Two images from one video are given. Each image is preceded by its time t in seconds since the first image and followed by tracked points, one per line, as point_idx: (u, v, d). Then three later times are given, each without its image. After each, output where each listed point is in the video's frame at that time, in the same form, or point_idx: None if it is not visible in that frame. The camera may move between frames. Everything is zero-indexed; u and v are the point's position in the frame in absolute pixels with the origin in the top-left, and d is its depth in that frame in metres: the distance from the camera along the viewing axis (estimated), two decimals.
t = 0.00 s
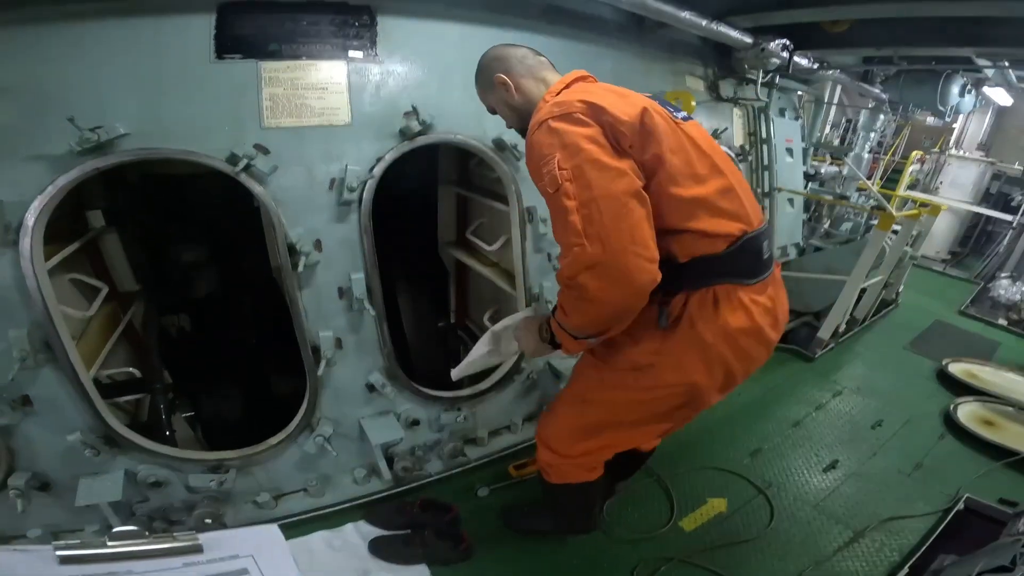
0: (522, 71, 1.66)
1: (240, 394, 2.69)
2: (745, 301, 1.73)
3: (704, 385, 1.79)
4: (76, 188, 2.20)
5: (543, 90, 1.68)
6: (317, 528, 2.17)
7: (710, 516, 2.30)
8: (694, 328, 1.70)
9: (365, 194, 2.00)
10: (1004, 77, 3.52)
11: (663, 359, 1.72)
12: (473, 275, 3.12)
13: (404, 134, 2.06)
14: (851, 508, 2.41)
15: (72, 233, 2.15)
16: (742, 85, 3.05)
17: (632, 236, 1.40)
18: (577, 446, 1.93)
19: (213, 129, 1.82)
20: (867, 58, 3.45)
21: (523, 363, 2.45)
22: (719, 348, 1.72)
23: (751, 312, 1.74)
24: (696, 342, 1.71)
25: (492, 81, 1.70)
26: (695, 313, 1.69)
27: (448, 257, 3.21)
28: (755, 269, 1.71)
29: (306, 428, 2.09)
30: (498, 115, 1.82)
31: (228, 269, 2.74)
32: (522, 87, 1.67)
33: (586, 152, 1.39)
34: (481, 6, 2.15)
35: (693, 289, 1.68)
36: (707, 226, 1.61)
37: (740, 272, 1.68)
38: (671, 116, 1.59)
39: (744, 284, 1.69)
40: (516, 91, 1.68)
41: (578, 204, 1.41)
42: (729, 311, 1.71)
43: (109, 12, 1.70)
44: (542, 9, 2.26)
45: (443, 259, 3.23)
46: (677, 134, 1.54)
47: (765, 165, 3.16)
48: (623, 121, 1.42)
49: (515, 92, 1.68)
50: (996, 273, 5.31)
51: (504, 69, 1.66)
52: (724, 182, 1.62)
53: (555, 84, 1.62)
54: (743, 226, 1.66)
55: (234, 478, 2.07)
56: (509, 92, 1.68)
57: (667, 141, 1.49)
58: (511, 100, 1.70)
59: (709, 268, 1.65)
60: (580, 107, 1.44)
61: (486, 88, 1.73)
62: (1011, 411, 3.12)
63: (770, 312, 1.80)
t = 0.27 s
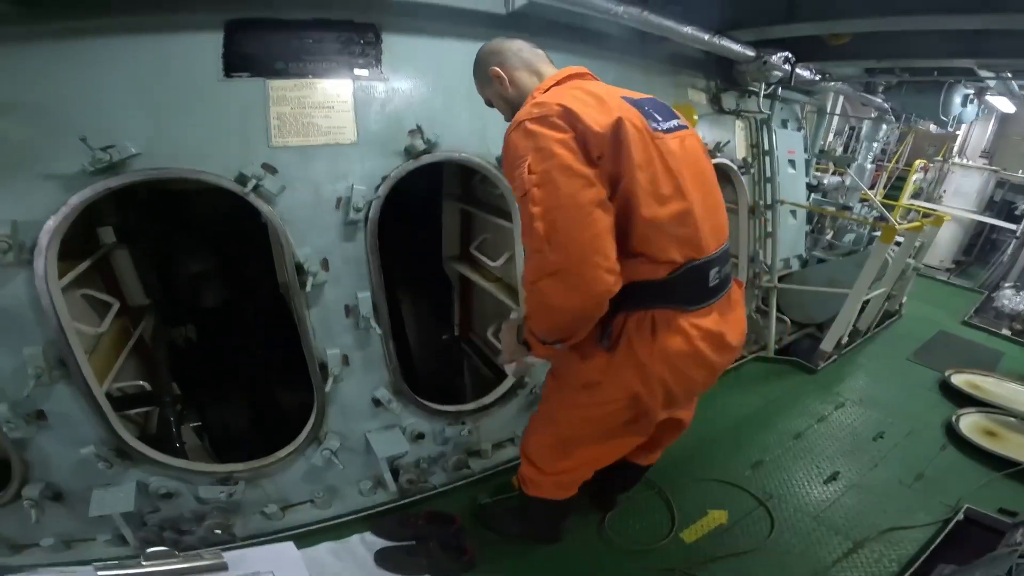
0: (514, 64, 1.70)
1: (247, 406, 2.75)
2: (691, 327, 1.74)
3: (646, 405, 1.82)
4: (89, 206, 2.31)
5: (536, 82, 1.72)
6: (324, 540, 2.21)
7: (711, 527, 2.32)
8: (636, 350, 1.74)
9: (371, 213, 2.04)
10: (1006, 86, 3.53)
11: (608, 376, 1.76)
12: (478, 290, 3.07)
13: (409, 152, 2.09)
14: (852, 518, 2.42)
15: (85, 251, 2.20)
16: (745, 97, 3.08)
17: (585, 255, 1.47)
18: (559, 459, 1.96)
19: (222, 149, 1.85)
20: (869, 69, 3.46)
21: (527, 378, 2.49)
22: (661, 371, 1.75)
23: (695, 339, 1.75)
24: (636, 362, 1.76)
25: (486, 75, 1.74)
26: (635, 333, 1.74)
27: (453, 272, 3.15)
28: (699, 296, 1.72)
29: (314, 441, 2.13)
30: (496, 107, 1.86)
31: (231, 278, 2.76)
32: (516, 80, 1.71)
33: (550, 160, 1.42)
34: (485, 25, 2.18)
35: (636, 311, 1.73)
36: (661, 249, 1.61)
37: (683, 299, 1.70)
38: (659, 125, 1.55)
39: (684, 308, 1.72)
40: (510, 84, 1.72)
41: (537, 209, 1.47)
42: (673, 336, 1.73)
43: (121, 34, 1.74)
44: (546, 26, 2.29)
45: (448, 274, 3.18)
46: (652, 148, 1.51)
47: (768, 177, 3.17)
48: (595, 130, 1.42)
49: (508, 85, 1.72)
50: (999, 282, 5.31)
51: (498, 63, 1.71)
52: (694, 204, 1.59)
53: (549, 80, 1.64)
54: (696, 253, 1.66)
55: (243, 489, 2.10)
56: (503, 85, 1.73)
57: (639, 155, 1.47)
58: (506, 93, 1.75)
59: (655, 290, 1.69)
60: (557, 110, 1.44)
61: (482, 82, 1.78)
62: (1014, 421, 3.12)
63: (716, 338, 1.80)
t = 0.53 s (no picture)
0: (493, 53, 1.68)
1: (253, 414, 2.82)
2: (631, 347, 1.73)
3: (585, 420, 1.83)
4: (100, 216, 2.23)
5: (516, 70, 1.69)
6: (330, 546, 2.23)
7: (715, 534, 2.33)
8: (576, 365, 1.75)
9: (378, 224, 2.06)
10: (1011, 91, 3.54)
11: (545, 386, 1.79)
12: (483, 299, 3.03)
13: (416, 163, 2.11)
14: (855, 525, 2.43)
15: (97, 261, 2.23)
16: (749, 104, 3.10)
17: (513, 267, 1.49)
18: (536, 468, 1.95)
19: (232, 160, 1.88)
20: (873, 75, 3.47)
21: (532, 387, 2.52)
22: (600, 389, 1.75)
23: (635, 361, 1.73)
24: (574, 374, 1.77)
25: (468, 65, 1.73)
26: (572, 346, 1.77)
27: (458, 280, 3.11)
28: (640, 317, 1.72)
29: (321, 449, 2.16)
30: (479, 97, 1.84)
31: (239, 289, 2.85)
32: (495, 69, 1.69)
33: (488, 174, 1.41)
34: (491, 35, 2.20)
35: (576, 323, 1.77)
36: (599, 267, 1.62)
37: (623, 318, 1.70)
38: (621, 138, 1.49)
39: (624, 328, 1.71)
40: (491, 74, 1.70)
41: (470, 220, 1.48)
42: (613, 356, 1.73)
43: (133, 47, 1.77)
44: (551, 37, 2.31)
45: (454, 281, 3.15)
46: (604, 165, 1.46)
47: (771, 184, 3.19)
48: (539, 148, 1.37)
49: (489, 75, 1.70)
50: (1005, 288, 5.31)
51: (479, 53, 1.69)
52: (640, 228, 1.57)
53: (524, 75, 1.60)
54: (637, 273, 1.66)
55: (251, 496, 2.13)
56: (483, 74, 1.71)
57: (586, 172, 1.43)
58: (487, 83, 1.73)
59: (599, 307, 1.70)
60: (508, 118, 1.41)
61: (465, 73, 1.76)
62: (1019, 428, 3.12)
63: (660, 360, 1.78)
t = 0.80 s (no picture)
0: (496, 46, 1.64)
1: (256, 418, 2.82)
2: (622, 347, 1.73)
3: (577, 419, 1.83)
4: (108, 224, 2.34)
5: (518, 65, 1.65)
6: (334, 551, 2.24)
7: (718, 539, 2.33)
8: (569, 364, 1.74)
9: (384, 231, 2.07)
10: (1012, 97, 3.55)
11: (537, 384, 1.78)
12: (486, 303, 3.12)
13: (421, 170, 2.12)
14: (857, 530, 2.43)
15: (105, 267, 2.34)
16: (751, 111, 3.11)
17: (504, 267, 1.54)
18: (542, 474, 1.94)
19: (238, 167, 1.89)
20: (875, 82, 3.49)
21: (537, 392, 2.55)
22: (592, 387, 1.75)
23: (626, 360, 1.74)
24: (565, 373, 1.76)
25: (471, 57, 1.69)
26: (566, 345, 1.74)
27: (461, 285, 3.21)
28: (630, 319, 1.72)
29: (325, 454, 2.17)
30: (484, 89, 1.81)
31: (242, 293, 2.86)
32: (498, 63, 1.66)
33: (486, 178, 1.41)
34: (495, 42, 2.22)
35: (568, 322, 1.74)
36: (591, 271, 1.62)
37: (613, 318, 1.70)
38: (617, 145, 1.49)
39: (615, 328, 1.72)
40: (493, 68, 1.67)
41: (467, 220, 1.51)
42: (604, 355, 1.73)
43: (142, 55, 1.79)
44: (555, 45, 2.32)
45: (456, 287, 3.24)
46: (600, 173, 1.46)
47: (774, 191, 3.19)
48: (538, 158, 1.36)
49: (491, 69, 1.67)
50: (1007, 294, 5.31)
51: (482, 46, 1.66)
52: (634, 233, 1.58)
53: (529, 71, 1.57)
54: (628, 276, 1.66)
55: (256, 501, 2.14)
56: (486, 68, 1.68)
57: (582, 181, 1.43)
58: (489, 76, 1.70)
59: (591, 309, 1.68)
60: (506, 123, 1.38)
61: (469, 64, 1.73)
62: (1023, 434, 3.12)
63: (649, 359, 1.79)
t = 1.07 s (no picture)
0: (510, 57, 1.63)
1: (257, 421, 2.83)
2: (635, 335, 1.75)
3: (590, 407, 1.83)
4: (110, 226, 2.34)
5: (531, 77, 1.65)
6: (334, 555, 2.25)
7: (719, 543, 2.33)
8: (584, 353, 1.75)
9: (385, 236, 2.08)
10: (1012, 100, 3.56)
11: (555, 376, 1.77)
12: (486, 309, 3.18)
13: (422, 175, 2.13)
14: (858, 534, 2.42)
15: (106, 270, 2.33)
16: (751, 115, 3.12)
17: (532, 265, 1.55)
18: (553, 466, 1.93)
19: (240, 171, 1.90)
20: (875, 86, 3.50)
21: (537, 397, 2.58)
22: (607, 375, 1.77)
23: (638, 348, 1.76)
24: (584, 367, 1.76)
25: (485, 65, 1.68)
26: (581, 334, 1.73)
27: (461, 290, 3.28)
28: (642, 308, 1.76)
29: (326, 458, 2.18)
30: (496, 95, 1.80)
31: (244, 296, 2.94)
32: (511, 73, 1.65)
33: (521, 181, 1.41)
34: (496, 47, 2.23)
35: (582, 311, 1.73)
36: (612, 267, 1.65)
37: (628, 310, 1.72)
38: (637, 151, 1.54)
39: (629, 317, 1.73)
40: (507, 78, 1.66)
41: (498, 219, 1.51)
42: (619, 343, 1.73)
43: (145, 59, 1.80)
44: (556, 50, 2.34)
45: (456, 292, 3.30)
46: (624, 176, 1.51)
47: (775, 195, 3.20)
48: (574, 163, 1.39)
49: (505, 78, 1.67)
50: (1008, 298, 5.31)
51: (497, 55, 1.64)
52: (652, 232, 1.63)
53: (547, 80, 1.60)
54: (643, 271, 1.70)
55: (256, 504, 2.14)
56: (499, 77, 1.67)
57: (609, 184, 1.47)
58: (502, 86, 1.69)
59: (608, 301, 1.70)
60: (542, 129, 1.40)
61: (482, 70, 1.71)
62: None
63: (658, 345, 1.82)
